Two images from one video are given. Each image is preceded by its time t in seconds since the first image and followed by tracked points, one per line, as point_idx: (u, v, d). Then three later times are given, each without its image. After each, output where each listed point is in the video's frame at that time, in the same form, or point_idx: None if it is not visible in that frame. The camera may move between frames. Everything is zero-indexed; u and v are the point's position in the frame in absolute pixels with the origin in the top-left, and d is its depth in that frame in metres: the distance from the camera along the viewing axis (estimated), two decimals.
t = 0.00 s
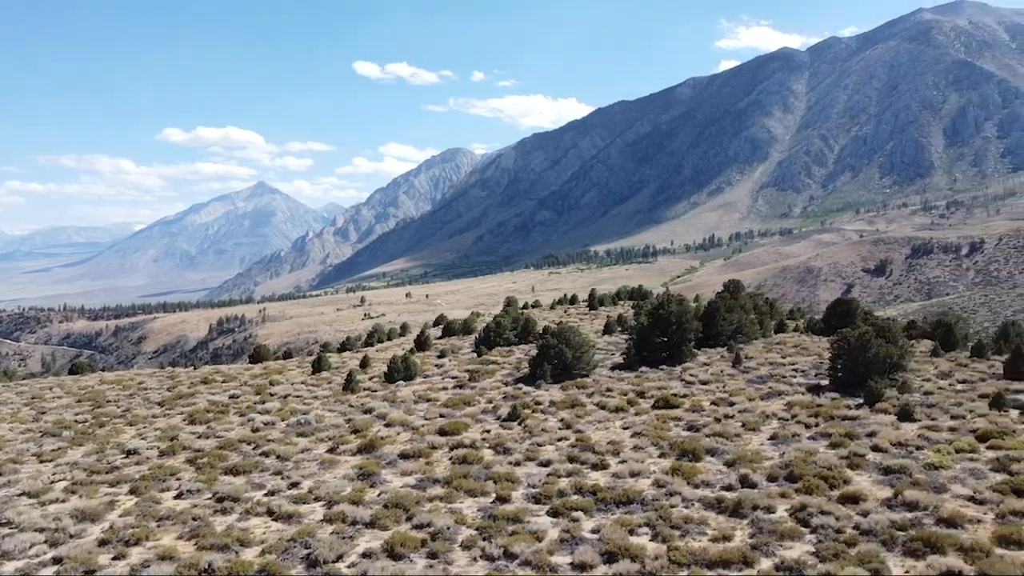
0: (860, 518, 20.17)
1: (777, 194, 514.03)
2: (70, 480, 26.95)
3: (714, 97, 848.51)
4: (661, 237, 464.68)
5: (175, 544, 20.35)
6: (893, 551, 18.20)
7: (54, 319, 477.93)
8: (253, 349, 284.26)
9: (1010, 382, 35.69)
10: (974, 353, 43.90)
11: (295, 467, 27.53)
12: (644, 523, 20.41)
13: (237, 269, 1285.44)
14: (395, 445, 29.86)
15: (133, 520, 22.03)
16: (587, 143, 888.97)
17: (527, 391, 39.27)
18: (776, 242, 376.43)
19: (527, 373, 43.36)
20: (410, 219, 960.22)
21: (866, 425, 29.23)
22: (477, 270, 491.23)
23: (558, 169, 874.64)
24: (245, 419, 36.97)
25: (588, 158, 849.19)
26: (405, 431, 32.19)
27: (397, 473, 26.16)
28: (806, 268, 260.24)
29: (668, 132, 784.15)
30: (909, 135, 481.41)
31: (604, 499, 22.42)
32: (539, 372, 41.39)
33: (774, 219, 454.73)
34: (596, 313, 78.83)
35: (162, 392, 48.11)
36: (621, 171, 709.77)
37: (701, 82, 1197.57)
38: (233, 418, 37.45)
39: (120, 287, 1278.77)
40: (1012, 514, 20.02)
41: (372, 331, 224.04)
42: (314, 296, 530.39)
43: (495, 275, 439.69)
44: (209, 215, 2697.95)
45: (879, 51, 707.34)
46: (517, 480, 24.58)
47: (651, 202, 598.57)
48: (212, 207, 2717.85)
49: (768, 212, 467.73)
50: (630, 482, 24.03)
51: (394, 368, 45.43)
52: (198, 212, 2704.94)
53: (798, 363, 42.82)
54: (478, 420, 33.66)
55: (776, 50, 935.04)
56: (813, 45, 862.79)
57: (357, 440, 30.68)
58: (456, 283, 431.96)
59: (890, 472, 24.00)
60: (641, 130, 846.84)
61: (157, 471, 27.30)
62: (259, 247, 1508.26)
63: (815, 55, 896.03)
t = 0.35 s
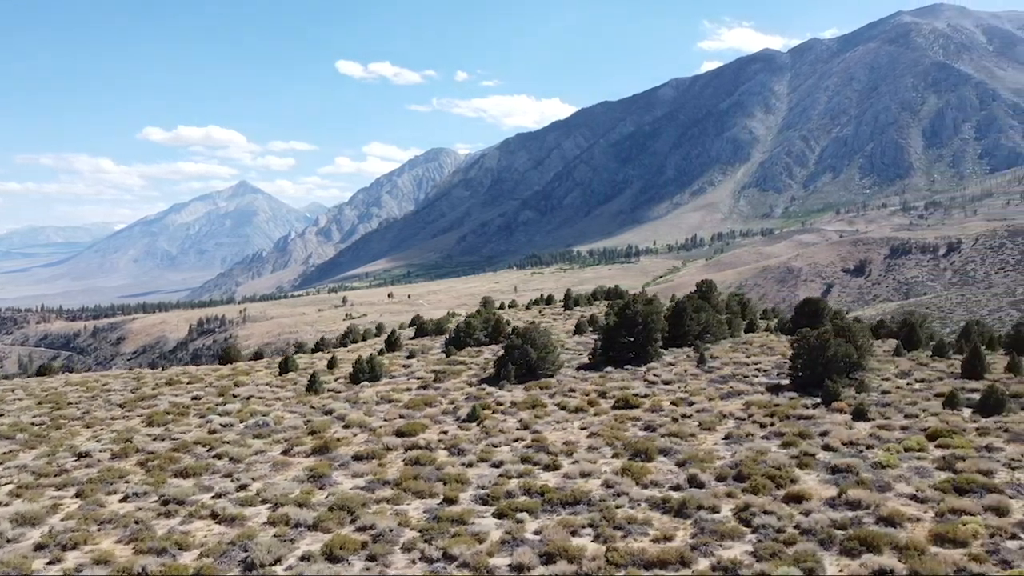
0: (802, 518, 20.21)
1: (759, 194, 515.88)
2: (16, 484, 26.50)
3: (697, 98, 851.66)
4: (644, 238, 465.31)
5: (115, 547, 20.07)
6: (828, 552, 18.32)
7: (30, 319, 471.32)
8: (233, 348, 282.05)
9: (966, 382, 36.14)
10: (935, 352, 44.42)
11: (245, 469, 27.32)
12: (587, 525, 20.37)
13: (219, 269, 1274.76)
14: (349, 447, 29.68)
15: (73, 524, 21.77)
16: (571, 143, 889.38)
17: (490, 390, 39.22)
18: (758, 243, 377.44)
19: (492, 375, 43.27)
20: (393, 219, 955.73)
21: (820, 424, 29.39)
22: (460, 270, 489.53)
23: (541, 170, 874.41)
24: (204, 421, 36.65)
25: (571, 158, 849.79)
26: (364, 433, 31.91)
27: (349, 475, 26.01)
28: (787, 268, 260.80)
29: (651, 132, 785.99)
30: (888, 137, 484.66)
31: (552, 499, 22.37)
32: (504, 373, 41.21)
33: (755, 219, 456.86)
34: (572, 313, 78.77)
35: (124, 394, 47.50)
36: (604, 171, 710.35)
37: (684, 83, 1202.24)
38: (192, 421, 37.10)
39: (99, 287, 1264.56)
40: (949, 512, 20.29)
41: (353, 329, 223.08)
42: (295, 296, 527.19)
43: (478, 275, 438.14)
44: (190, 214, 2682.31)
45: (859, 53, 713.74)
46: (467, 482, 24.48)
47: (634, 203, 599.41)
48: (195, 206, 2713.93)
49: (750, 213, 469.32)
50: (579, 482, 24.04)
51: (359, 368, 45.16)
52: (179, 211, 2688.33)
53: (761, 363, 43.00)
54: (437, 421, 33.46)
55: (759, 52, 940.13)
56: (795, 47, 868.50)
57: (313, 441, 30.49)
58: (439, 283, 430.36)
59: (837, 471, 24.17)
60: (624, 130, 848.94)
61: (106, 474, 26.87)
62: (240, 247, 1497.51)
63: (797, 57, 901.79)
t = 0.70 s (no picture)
0: (738, 518, 20.30)
1: (739, 194, 517.77)
2: None
3: (678, 99, 855.05)
4: (624, 238, 465.62)
5: (45, 552, 19.70)
6: (762, 551, 18.38)
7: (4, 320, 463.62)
8: (211, 348, 279.22)
9: (919, 382, 36.69)
10: (893, 352, 44.96)
11: (191, 472, 26.96)
12: (526, 527, 20.30)
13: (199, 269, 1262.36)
14: (299, 449, 29.46)
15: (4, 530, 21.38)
16: (552, 144, 889.75)
17: (450, 391, 39.13)
18: (737, 243, 378.84)
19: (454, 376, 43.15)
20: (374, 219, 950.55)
21: (771, 424, 29.56)
22: (441, 270, 487.34)
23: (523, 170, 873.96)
24: (158, 424, 36.19)
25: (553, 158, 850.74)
26: (316, 434, 31.69)
27: (294, 477, 25.78)
28: (766, 268, 261.51)
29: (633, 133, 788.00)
30: (866, 139, 487.78)
31: (493, 501, 22.28)
32: (464, 374, 41.14)
33: (735, 220, 458.29)
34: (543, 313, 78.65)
35: (82, 396, 46.90)
36: (586, 171, 711.04)
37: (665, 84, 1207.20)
38: (147, 422, 36.67)
39: (77, 287, 1247.96)
40: (883, 510, 20.45)
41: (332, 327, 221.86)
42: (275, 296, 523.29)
43: (459, 275, 436.53)
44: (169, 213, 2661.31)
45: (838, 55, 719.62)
46: (411, 484, 24.35)
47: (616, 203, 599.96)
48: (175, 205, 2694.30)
49: (730, 213, 470.85)
50: (523, 483, 23.99)
51: (320, 370, 44.87)
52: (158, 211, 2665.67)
53: (722, 363, 43.25)
54: (390, 422, 33.35)
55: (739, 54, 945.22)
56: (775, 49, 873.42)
57: (262, 444, 30.17)
58: (420, 283, 428.65)
59: (781, 472, 24.23)
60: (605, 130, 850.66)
61: (48, 478, 26.45)
62: (220, 247, 1484.81)
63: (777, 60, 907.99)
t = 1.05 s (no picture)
0: (680, 518, 20.27)
1: (722, 195, 518.51)
2: None
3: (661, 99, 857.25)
4: (607, 237, 465.67)
5: None
6: (698, 551, 18.40)
7: None
8: (191, 348, 276.26)
9: (878, 381, 37.05)
10: (856, 351, 45.33)
11: (137, 475, 26.60)
12: (468, 529, 20.19)
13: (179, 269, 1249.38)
14: (252, 450, 29.20)
15: None
16: (536, 144, 889.38)
17: (413, 392, 38.96)
18: (719, 243, 379.73)
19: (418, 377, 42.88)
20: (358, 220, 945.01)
21: (726, 424, 29.62)
22: (423, 270, 484.74)
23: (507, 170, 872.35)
24: (111, 426, 35.74)
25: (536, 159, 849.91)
26: (271, 436, 31.49)
27: (244, 479, 25.58)
28: (747, 268, 261.91)
29: (616, 133, 789.03)
30: (847, 139, 490.95)
31: (439, 503, 22.12)
32: (427, 375, 40.93)
33: (717, 220, 459.61)
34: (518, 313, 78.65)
35: (43, 398, 46.27)
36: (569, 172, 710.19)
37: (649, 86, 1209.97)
38: (103, 424, 36.15)
39: (56, 288, 1231.32)
40: (824, 509, 20.57)
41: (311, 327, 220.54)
42: (256, 296, 518.43)
43: (441, 275, 434.52)
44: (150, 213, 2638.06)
45: (819, 56, 725.02)
46: (359, 486, 24.18)
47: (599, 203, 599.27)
48: (155, 204, 2669.64)
49: (712, 213, 472.04)
50: (472, 484, 23.87)
51: (285, 371, 44.54)
52: (139, 210, 2642.14)
53: (686, 363, 43.42)
54: (348, 423, 33.17)
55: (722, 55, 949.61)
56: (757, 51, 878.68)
57: (215, 446, 29.90)
58: (402, 283, 426.59)
59: (729, 471, 24.32)
60: (589, 131, 851.49)
61: None
62: (201, 246, 1471.41)
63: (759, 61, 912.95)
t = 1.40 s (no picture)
0: (616, 518, 20.29)
1: (702, 196, 520.66)
2: None
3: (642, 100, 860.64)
4: (588, 237, 465.99)
5: None
6: (629, 551, 18.42)
7: None
8: (168, 349, 273.33)
9: (833, 381, 37.30)
10: (817, 351, 45.69)
11: (78, 479, 26.12)
12: (403, 531, 20.01)
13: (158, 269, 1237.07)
14: (199, 454, 28.83)
15: None
16: (517, 144, 889.46)
17: (371, 392, 38.75)
18: (699, 243, 381.18)
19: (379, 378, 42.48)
20: (338, 219, 939.45)
21: (676, 425, 29.67)
22: (403, 270, 482.75)
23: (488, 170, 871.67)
24: (62, 429, 35.18)
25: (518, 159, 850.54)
26: (221, 439, 31.12)
27: (187, 482, 25.30)
28: (726, 268, 263.15)
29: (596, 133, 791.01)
30: (825, 140, 495.23)
31: (378, 505, 21.96)
32: (387, 375, 40.71)
33: (697, 220, 461.23)
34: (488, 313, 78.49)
35: None
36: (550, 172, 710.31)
37: (630, 87, 1214.49)
38: (53, 428, 35.56)
39: (31, 288, 1214.43)
40: (761, 510, 20.59)
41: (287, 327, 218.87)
42: (235, 297, 513.71)
43: (422, 276, 432.58)
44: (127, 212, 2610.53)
45: (798, 58, 731.18)
46: (300, 489, 23.92)
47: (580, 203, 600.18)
48: (133, 203, 2642.56)
49: (693, 214, 474.21)
50: (413, 487, 23.69)
51: (243, 372, 44.20)
52: (117, 210, 2613.36)
53: (646, 363, 43.51)
54: (300, 424, 32.90)
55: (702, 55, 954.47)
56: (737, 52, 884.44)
57: (161, 448, 29.56)
58: (382, 283, 424.48)
59: (672, 471, 24.35)
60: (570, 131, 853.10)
61: None
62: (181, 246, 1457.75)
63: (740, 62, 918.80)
